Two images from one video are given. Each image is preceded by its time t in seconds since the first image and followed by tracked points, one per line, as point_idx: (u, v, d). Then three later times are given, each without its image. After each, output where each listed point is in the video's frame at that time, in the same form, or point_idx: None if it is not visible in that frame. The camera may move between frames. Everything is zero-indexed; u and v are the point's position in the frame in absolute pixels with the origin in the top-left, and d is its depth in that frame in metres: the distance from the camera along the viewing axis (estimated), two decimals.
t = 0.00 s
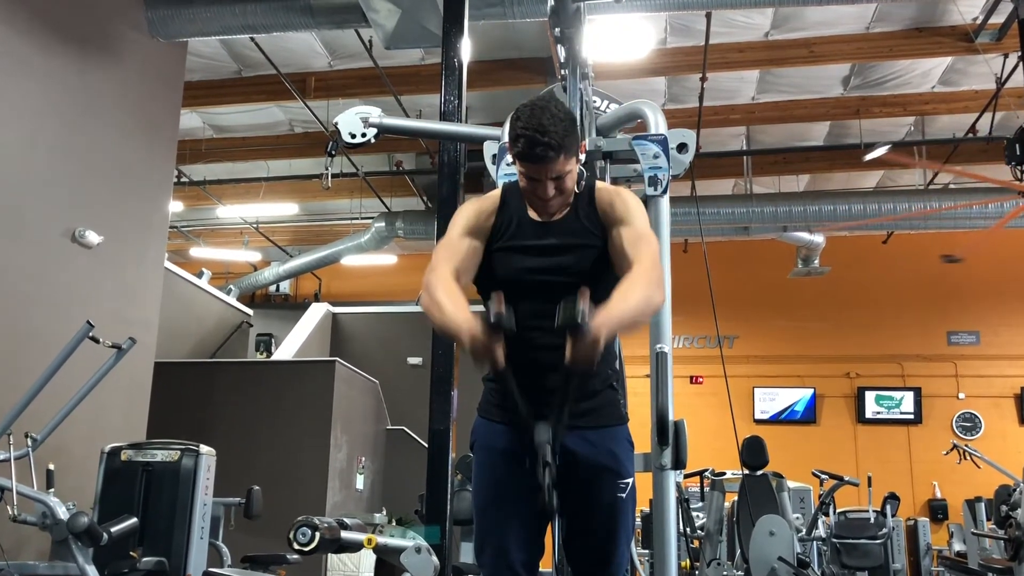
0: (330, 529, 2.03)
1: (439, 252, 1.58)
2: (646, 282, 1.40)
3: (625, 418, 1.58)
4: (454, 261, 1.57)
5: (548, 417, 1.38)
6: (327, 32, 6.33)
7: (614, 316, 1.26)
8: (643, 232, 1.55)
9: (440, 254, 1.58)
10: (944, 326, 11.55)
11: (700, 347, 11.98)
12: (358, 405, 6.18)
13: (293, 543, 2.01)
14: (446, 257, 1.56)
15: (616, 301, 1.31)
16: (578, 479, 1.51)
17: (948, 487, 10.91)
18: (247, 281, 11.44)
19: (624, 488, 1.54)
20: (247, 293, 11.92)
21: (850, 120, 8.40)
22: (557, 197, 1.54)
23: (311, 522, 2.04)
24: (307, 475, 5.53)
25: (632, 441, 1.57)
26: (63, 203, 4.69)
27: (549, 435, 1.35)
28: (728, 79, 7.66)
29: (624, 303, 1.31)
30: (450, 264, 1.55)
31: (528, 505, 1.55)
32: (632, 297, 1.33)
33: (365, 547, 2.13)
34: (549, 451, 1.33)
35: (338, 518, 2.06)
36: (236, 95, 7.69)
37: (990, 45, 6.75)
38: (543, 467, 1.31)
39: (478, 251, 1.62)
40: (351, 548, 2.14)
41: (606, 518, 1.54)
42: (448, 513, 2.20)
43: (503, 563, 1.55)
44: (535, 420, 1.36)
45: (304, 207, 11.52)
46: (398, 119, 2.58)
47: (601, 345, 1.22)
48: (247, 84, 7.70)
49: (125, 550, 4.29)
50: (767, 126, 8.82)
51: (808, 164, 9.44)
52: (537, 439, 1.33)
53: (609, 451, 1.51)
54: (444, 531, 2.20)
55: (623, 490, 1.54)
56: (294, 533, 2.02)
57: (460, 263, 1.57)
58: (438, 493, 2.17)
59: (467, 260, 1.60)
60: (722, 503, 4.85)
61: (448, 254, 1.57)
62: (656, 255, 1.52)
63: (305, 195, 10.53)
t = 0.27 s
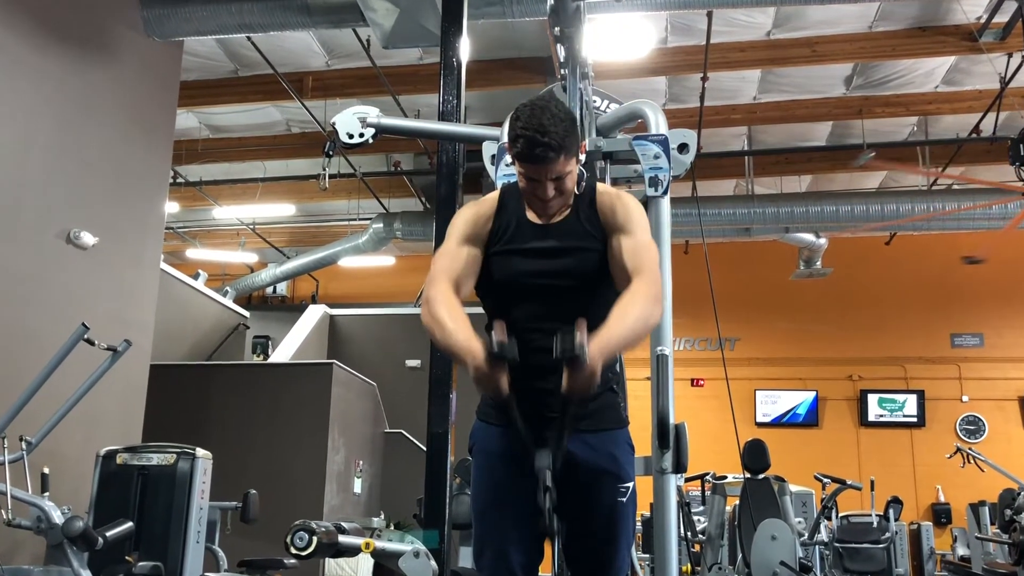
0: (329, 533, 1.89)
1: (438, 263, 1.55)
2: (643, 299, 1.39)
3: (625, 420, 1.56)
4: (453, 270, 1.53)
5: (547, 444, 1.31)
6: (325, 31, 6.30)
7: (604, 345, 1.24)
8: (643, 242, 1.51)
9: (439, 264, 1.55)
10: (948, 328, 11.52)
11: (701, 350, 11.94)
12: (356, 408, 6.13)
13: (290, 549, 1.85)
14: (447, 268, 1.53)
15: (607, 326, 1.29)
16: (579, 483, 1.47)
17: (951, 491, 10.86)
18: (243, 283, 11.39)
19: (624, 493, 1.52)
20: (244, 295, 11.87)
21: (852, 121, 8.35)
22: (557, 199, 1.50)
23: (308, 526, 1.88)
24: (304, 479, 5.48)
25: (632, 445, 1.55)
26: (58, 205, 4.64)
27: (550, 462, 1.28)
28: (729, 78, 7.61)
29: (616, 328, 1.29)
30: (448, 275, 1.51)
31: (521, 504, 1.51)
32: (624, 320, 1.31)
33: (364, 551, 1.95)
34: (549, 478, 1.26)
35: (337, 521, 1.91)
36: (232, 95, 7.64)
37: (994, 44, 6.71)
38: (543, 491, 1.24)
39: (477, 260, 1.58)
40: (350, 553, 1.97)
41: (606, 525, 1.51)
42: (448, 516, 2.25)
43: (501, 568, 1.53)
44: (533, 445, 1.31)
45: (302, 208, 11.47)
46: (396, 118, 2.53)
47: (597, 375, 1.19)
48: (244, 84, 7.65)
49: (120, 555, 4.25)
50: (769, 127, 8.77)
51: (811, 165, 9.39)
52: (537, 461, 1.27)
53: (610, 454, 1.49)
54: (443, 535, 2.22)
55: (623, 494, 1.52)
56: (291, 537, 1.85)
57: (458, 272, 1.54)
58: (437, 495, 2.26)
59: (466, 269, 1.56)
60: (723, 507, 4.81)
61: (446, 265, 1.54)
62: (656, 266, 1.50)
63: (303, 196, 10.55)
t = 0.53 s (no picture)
0: (326, 537, 1.90)
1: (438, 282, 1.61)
2: (637, 323, 1.47)
3: (625, 424, 1.58)
4: (454, 292, 1.59)
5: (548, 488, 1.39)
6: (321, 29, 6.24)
7: (596, 391, 1.32)
8: (644, 258, 1.56)
9: (440, 282, 1.62)
10: (952, 330, 11.46)
11: (702, 353, 11.88)
12: (354, 411, 6.07)
13: (287, 554, 1.85)
14: (447, 291, 1.59)
15: (600, 364, 1.38)
16: (579, 487, 1.50)
17: (955, 494, 10.81)
18: (239, 285, 11.33)
19: (624, 497, 1.54)
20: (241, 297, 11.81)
21: (855, 121, 8.32)
22: (557, 201, 1.55)
23: (305, 531, 1.88)
24: (301, 483, 5.43)
25: (632, 449, 1.58)
26: (52, 206, 4.59)
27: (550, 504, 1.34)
28: (730, 78, 7.55)
29: (608, 366, 1.38)
30: (448, 296, 1.58)
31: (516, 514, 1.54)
32: (615, 355, 1.40)
33: (362, 556, 1.97)
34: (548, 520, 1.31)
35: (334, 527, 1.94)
36: (229, 95, 7.59)
37: (998, 43, 6.67)
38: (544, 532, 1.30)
39: (475, 270, 1.63)
40: (347, 558, 1.99)
41: (606, 531, 1.53)
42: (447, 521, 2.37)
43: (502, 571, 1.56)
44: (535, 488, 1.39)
45: (299, 209, 11.42)
46: (394, 118, 2.47)
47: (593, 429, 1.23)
48: (240, 83, 7.60)
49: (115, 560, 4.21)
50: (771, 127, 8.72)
51: (813, 165, 9.33)
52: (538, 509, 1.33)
53: (610, 458, 1.51)
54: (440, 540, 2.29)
55: (623, 497, 1.54)
56: (287, 542, 1.86)
57: (459, 291, 1.60)
58: (434, 502, 2.35)
59: (466, 287, 1.62)
60: (725, 511, 4.76)
61: (445, 287, 1.60)
62: (654, 282, 1.56)
63: (300, 197, 10.65)
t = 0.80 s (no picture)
0: (323, 543, 1.85)
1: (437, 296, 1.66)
2: (632, 341, 1.53)
3: (626, 429, 1.60)
4: (453, 307, 1.64)
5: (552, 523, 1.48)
6: (317, 28, 6.17)
7: (590, 425, 1.42)
8: (646, 272, 1.59)
9: (440, 296, 1.66)
10: (956, 332, 11.40)
11: (703, 355, 11.83)
12: (351, 415, 6.02)
13: (283, 558, 1.82)
14: (446, 305, 1.63)
15: (594, 398, 1.46)
16: (580, 492, 1.52)
17: (959, 499, 10.77)
18: (235, 287, 11.28)
19: (625, 501, 1.56)
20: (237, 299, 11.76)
21: (858, 121, 8.26)
22: (557, 202, 1.60)
23: (301, 536, 1.85)
24: (298, 487, 5.39)
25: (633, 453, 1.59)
26: (45, 207, 4.54)
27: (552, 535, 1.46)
28: (732, 78, 7.50)
29: (602, 399, 1.46)
30: (449, 313, 1.63)
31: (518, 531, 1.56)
32: (608, 388, 1.48)
33: (358, 560, 1.95)
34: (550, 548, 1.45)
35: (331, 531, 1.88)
36: (225, 95, 7.53)
37: (1002, 42, 6.62)
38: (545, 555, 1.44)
39: (475, 283, 1.66)
40: (343, 563, 1.95)
41: (608, 537, 1.55)
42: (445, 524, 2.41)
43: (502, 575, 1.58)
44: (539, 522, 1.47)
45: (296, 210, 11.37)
46: (390, 118, 2.42)
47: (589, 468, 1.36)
48: (236, 83, 7.54)
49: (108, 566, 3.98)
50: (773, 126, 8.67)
51: (816, 166, 9.27)
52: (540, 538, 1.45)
53: (609, 462, 1.53)
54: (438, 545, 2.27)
55: (624, 503, 1.56)
56: (284, 547, 1.82)
57: (460, 307, 1.65)
58: (434, 506, 2.40)
59: (466, 301, 1.66)
60: (726, 516, 4.71)
61: (444, 302, 1.65)
62: (654, 293, 1.59)
63: (296, 198, 10.60)
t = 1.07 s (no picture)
0: (320, 547, 1.81)
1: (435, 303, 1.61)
2: (633, 352, 1.50)
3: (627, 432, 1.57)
4: (452, 315, 1.60)
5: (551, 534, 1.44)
6: (315, 27, 6.13)
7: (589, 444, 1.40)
8: (647, 278, 1.56)
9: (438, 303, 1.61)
10: (960, 335, 11.35)
11: (705, 358, 11.78)
12: (348, 418, 5.96)
13: (279, 563, 1.78)
14: (444, 312, 1.59)
15: (594, 411, 1.44)
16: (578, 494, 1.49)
17: (963, 504, 10.73)
18: (231, 289, 11.23)
19: (625, 506, 1.52)
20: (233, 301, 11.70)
21: (861, 121, 8.22)
22: (556, 204, 1.55)
23: (297, 540, 1.81)
24: (295, 491, 5.34)
25: (633, 457, 1.56)
26: (37, 208, 4.47)
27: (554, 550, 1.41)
28: (733, 78, 7.45)
29: (601, 412, 1.44)
30: (449, 321, 1.58)
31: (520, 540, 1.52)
32: (608, 399, 1.45)
33: (356, 566, 1.93)
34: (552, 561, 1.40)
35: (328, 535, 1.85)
36: (222, 95, 7.48)
37: (1007, 42, 6.59)
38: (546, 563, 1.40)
39: (474, 290, 1.61)
40: (341, 568, 1.93)
41: (608, 544, 1.50)
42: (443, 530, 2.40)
43: None
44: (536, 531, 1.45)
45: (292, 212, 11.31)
46: (387, 117, 2.37)
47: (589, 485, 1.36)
48: (233, 83, 7.49)
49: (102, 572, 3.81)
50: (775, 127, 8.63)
51: (819, 167, 9.23)
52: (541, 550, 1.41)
53: (609, 465, 1.50)
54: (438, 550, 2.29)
55: (625, 508, 1.52)
56: (280, 551, 1.79)
57: (459, 315, 1.60)
58: (433, 511, 2.39)
59: (466, 308, 1.61)
60: (728, 520, 4.66)
61: (442, 310, 1.60)
62: (655, 301, 1.56)
63: (293, 199, 10.54)
